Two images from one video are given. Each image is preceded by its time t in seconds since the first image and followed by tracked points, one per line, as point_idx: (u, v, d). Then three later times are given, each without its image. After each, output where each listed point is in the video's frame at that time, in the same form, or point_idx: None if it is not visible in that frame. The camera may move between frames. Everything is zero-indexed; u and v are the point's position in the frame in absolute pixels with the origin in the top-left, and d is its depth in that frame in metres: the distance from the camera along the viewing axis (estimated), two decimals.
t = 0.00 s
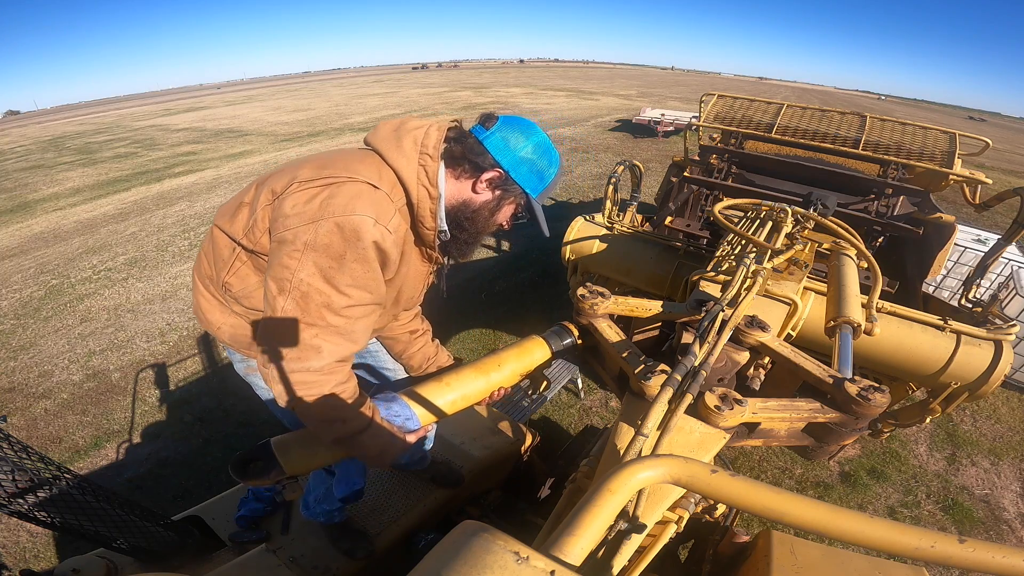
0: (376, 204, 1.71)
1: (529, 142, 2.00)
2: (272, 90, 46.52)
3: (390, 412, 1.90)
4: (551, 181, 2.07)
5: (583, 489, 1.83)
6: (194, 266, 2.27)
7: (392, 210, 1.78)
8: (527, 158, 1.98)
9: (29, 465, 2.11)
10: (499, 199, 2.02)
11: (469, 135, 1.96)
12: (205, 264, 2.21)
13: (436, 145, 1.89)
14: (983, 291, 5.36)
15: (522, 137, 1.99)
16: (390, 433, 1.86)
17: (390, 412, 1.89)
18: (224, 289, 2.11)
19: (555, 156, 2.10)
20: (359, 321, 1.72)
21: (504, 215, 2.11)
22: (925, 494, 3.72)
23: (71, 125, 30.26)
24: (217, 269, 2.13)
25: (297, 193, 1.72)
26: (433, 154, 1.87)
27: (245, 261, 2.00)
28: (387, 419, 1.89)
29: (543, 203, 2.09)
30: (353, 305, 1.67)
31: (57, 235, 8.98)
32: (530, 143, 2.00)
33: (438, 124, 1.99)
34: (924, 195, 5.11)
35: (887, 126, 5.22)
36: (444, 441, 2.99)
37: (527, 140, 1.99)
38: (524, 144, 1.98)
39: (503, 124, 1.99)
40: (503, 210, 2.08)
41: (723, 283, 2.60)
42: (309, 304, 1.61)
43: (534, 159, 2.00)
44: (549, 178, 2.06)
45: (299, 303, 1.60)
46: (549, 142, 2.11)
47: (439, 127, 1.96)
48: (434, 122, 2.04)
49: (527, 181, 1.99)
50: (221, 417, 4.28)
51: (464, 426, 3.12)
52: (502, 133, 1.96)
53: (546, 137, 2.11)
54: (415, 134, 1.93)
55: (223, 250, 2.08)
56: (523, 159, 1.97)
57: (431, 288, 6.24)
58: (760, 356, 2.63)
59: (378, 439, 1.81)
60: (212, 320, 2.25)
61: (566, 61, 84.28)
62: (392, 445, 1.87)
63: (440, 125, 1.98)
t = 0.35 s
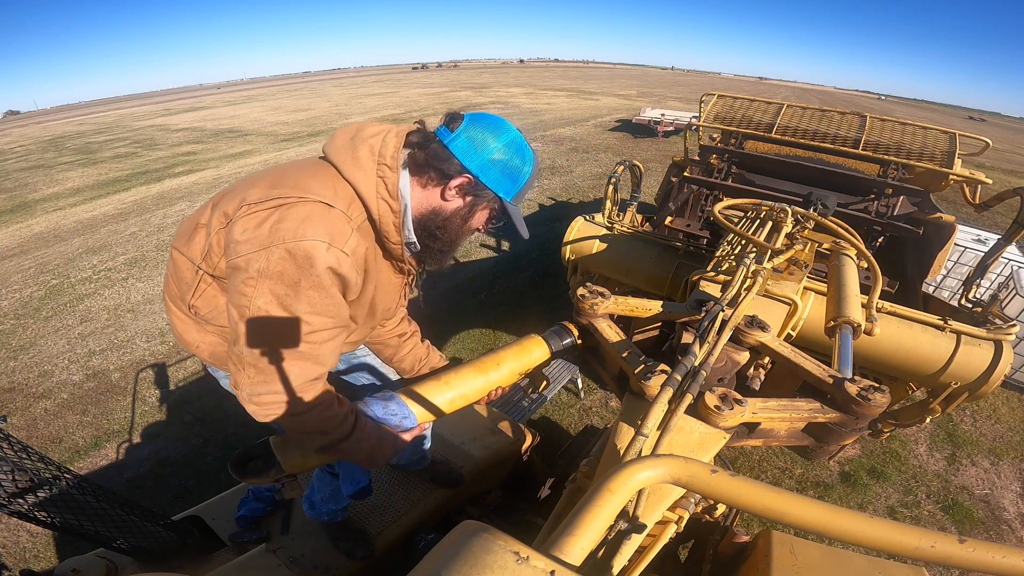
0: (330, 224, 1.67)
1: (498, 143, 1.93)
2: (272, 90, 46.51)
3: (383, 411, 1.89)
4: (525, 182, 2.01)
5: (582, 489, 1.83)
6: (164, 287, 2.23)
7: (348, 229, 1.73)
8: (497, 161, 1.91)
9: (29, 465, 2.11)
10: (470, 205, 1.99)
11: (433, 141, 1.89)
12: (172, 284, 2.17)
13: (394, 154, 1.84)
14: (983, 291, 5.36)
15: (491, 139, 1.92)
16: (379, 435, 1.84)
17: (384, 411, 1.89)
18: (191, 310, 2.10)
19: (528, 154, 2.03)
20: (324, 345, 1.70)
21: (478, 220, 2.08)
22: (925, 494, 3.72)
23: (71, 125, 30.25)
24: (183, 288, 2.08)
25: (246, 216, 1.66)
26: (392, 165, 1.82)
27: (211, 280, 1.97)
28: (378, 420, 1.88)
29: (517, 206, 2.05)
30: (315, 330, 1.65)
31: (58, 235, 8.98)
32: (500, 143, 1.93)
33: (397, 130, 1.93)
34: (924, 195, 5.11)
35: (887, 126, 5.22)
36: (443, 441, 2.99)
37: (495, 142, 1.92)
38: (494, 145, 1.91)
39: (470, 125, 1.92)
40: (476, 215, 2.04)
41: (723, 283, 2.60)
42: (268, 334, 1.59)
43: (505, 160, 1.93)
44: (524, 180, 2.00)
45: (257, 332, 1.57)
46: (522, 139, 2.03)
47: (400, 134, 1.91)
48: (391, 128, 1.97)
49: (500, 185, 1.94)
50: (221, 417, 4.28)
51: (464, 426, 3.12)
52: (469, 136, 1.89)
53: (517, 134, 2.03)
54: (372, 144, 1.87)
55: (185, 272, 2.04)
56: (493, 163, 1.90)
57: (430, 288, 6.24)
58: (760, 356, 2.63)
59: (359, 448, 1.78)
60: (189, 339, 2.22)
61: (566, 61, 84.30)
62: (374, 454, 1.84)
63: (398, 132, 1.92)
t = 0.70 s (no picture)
0: (299, 246, 1.64)
1: (482, 144, 1.85)
2: (272, 90, 46.51)
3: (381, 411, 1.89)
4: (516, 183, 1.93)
5: (583, 489, 1.83)
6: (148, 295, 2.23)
7: (320, 249, 1.70)
8: (483, 165, 1.84)
9: (30, 465, 2.11)
10: (454, 215, 1.92)
11: (411, 144, 1.83)
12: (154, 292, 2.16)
13: (366, 166, 1.79)
14: (983, 291, 5.37)
15: (474, 141, 1.84)
16: (374, 439, 1.82)
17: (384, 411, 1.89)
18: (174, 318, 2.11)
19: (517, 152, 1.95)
20: (303, 365, 1.69)
21: (465, 228, 2.02)
22: (925, 494, 3.72)
23: (71, 125, 30.25)
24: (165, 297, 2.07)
25: (211, 237, 1.63)
26: (364, 178, 1.78)
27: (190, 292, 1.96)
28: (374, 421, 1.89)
29: (508, 210, 1.98)
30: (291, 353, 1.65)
31: (58, 235, 8.98)
32: (484, 145, 1.85)
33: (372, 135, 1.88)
34: (924, 195, 5.11)
35: (887, 126, 5.22)
36: (444, 441, 2.99)
37: (479, 144, 1.84)
38: (478, 147, 1.84)
39: (451, 128, 1.85)
40: (462, 224, 1.98)
41: (722, 282, 2.60)
42: (242, 359, 1.58)
43: (493, 162, 1.85)
44: (515, 181, 1.92)
45: (232, 357, 1.57)
46: (508, 136, 1.95)
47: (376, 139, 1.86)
48: (363, 134, 1.90)
49: (488, 190, 1.87)
50: (221, 417, 4.28)
51: (464, 426, 3.12)
52: (451, 139, 1.83)
53: (503, 131, 1.95)
54: (344, 155, 1.83)
55: (164, 283, 2.04)
56: (478, 167, 1.83)
57: (431, 288, 6.24)
58: (760, 356, 2.63)
59: (350, 454, 1.77)
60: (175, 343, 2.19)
61: (566, 61, 84.31)
62: (366, 460, 1.82)
63: (369, 139, 1.86)
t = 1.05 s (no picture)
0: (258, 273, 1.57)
1: (457, 161, 1.66)
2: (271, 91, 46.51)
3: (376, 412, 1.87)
4: (487, 215, 1.71)
5: (582, 489, 1.83)
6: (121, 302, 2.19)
7: (281, 276, 1.64)
8: (451, 184, 1.65)
9: (29, 465, 2.11)
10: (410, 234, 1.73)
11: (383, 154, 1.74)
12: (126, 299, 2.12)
13: (328, 184, 1.68)
14: (983, 291, 5.37)
15: (450, 155, 1.67)
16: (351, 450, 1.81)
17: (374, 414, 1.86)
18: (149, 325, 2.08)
19: (499, 182, 1.74)
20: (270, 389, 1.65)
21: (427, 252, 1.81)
22: (925, 494, 3.72)
23: (71, 125, 30.24)
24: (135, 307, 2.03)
25: (167, 261, 1.58)
26: (327, 198, 1.67)
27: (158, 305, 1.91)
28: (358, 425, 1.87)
29: (474, 243, 1.76)
30: (254, 379, 1.60)
31: (58, 235, 8.98)
32: (461, 161, 1.66)
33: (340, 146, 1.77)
34: (924, 195, 5.11)
35: (887, 126, 5.21)
36: (444, 441, 2.99)
37: (454, 159, 1.66)
38: (453, 161, 1.66)
39: (428, 142, 1.69)
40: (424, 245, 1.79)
41: (723, 283, 2.60)
42: (205, 384, 1.55)
43: (459, 184, 1.65)
44: (486, 211, 1.71)
45: (193, 383, 1.55)
46: (497, 163, 1.76)
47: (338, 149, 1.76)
48: (328, 148, 1.78)
49: (450, 215, 1.68)
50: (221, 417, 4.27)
51: (464, 426, 3.12)
52: (425, 150, 1.67)
53: (493, 156, 1.76)
54: (307, 172, 1.71)
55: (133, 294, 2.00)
56: (445, 185, 1.64)
57: (431, 288, 6.24)
58: (760, 356, 2.63)
59: (325, 466, 1.77)
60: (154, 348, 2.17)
61: (565, 61, 84.32)
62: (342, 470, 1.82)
63: (334, 154, 1.74)
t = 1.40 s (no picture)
0: (171, 302, 1.53)
1: (398, 212, 1.47)
2: (271, 91, 46.50)
3: (374, 410, 1.85)
4: (408, 283, 1.49)
5: (582, 489, 1.83)
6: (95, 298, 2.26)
7: (200, 305, 1.58)
8: (380, 234, 1.46)
9: (29, 465, 2.12)
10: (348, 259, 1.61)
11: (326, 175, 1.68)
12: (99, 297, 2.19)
13: (248, 213, 1.58)
14: (983, 291, 5.37)
15: (394, 202, 1.48)
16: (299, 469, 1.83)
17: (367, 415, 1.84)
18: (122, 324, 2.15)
19: (440, 251, 1.51)
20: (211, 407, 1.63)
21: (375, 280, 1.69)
22: (925, 494, 3.72)
23: (71, 125, 30.22)
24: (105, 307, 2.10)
25: (90, 281, 1.58)
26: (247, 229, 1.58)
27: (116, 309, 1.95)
28: (326, 432, 1.90)
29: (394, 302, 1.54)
30: (181, 402, 1.59)
31: (58, 235, 8.97)
32: (403, 214, 1.47)
33: (276, 163, 1.66)
34: (924, 195, 5.11)
35: (887, 125, 5.21)
36: (444, 441, 2.99)
37: (395, 208, 1.47)
38: (394, 209, 1.47)
39: (372, 181, 1.53)
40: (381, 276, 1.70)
41: (722, 283, 2.60)
42: (131, 403, 1.58)
43: (385, 235, 1.46)
44: (412, 273, 1.49)
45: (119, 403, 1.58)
46: (451, 228, 1.53)
47: (271, 166, 1.65)
48: (256, 168, 1.64)
49: (367, 266, 1.49)
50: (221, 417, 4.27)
51: (464, 426, 3.12)
52: (376, 190, 1.51)
53: (451, 221, 1.54)
54: (228, 196, 1.60)
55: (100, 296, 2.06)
56: (371, 232, 1.46)
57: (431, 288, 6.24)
58: (760, 357, 2.63)
59: (269, 487, 1.78)
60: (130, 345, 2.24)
61: (565, 62, 84.34)
62: (289, 491, 1.81)
63: (259, 177, 1.61)
